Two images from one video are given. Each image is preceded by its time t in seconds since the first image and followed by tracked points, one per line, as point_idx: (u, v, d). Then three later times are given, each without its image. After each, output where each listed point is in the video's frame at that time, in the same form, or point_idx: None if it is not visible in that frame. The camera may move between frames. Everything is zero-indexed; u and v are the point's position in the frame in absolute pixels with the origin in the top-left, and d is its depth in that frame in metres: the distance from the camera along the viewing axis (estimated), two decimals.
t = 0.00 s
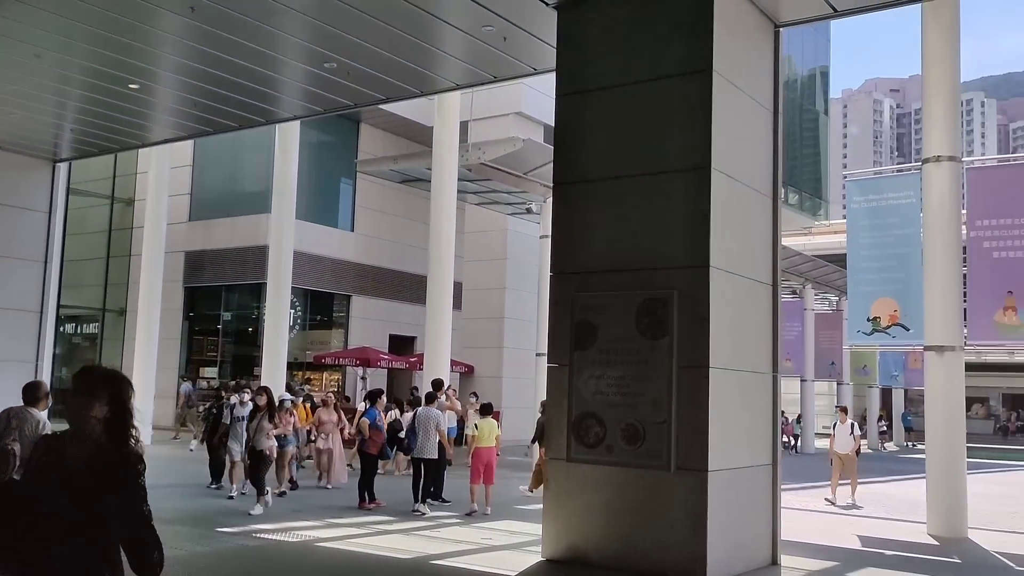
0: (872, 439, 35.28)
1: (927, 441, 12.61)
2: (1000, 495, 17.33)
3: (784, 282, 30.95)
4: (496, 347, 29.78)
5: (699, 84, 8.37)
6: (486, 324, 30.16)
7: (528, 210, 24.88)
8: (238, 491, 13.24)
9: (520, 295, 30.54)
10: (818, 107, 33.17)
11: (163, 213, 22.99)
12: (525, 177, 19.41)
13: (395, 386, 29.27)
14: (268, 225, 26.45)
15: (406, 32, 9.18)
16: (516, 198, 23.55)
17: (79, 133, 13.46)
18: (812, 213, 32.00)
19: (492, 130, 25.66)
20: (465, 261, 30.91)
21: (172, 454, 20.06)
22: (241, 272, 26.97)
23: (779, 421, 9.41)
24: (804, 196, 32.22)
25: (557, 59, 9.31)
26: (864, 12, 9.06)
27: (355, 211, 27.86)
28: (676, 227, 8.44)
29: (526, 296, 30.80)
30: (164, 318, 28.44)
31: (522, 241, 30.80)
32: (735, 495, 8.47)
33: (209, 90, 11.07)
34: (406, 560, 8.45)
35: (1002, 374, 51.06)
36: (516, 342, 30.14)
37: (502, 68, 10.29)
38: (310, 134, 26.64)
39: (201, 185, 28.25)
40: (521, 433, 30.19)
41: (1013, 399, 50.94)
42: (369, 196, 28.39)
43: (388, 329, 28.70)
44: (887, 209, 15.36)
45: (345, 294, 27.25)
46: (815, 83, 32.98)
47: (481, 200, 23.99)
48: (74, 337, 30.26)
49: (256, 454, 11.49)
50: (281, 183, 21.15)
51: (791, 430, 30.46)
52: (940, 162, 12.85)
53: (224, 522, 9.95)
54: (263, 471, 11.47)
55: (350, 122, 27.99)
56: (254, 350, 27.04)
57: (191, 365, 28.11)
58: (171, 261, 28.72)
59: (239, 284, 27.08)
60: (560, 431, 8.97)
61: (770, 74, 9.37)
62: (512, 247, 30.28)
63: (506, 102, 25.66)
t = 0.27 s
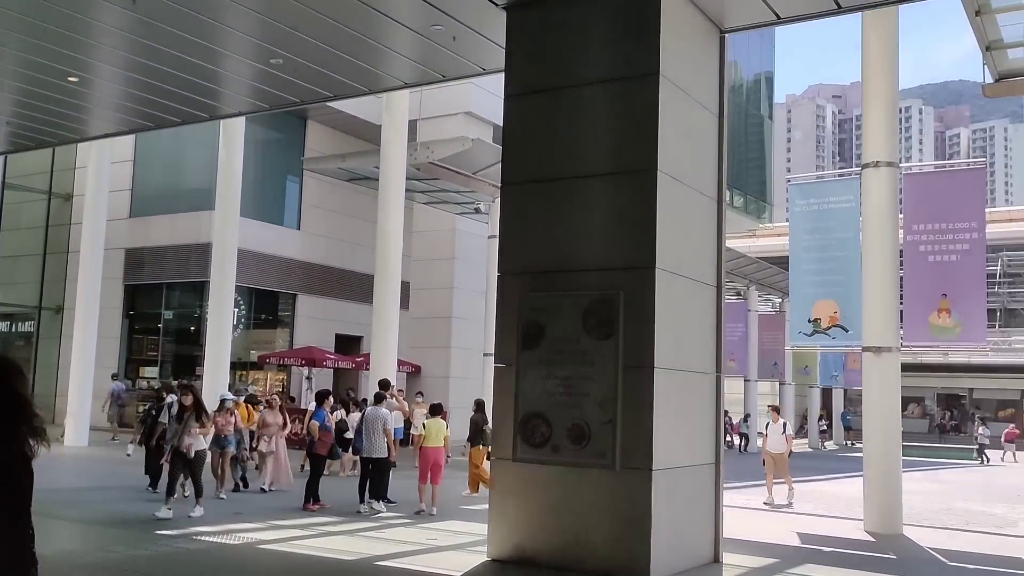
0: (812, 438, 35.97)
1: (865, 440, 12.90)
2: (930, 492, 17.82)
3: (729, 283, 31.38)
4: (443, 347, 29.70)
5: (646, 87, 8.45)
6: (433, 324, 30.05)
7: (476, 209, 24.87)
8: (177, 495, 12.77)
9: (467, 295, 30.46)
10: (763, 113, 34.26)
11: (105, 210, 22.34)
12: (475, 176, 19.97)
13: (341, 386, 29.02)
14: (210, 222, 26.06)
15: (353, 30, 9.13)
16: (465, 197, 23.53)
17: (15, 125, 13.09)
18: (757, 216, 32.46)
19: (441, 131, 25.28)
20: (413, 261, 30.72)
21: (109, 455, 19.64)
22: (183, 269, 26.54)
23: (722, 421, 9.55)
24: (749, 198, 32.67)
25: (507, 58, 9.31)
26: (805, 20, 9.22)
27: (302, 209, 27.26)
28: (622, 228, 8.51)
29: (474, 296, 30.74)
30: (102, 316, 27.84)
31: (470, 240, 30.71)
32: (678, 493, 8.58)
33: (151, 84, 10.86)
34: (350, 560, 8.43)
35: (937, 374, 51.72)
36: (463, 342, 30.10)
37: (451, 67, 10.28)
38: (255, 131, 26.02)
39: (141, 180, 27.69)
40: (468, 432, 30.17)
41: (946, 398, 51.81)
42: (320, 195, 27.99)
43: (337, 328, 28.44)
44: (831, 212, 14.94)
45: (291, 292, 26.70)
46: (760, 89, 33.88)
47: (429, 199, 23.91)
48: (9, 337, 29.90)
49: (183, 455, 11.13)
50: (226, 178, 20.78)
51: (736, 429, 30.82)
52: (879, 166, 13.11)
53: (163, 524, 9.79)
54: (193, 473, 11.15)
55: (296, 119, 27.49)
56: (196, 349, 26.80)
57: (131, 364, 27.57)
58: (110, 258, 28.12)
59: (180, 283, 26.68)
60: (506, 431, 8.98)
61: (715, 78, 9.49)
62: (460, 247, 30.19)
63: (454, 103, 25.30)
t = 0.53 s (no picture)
0: (747, 436, 36.64)
1: (798, 437, 13.20)
2: (855, 488, 18.32)
3: (667, 283, 31.80)
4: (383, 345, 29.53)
5: (586, 88, 8.52)
6: (373, 322, 29.82)
7: (417, 207, 24.74)
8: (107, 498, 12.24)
9: (408, 293, 30.33)
10: (702, 115, 35.01)
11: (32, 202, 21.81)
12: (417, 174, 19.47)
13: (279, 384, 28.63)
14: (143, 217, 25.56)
15: (292, 24, 9.04)
16: (406, 195, 23.39)
17: None
18: (695, 217, 32.99)
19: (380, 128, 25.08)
20: (353, 258, 30.45)
21: (34, 455, 19.04)
22: (116, 265, 25.93)
23: (659, 419, 9.68)
24: (688, 200, 33.16)
25: (448, 56, 9.30)
26: (741, 26, 9.42)
27: (239, 205, 26.43)
28: (562, 228, 8.56)
29: (414, 294, 30.62)
30: (29, 313, 27.04)
31: (411, 239, 30.56)
32: (616, 491, 8.67)
33: (82, 75, 10.60)
34: (285, 560, 8.36)
35: (867, 373, 50.84)
36: (403, 340, 29.98)
37: (391, 64, 10.24)
38: (193, 124, 25.14)
39: (71, 174, 26.95)
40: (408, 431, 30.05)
41: (876, 396, 50.84)
42: (263, 192, 27.45)
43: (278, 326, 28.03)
44: (769, 214, 15.01)
45: (228, 290, 26.02)
46: (699, 93, 34.55)
47: (369, 196, 23.71)
48: None
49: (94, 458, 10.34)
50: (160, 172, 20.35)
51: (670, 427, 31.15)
52: (812, 170, 13.46)
53: (91, 527, 9.55)
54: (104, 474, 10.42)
55: (235, 114, 26.68)
56: (128, 347, 26.24)
57: (60, 363, 26.88)
58: (37, 253, 27.33)
59: (112, 279, 26.09)
60: (445, 429, 8.97)
61: (654, 81, 9.62)
62: (401, 245, 30.03)
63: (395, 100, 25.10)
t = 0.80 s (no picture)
0: (692, 432, 37.11)
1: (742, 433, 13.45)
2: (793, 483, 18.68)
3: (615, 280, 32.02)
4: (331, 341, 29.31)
5: (535, 86, 8.54)
6: (321, 319, 29.57)
7: (365, 203, 24.58)
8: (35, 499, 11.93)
9: (357, 289, 30.14)
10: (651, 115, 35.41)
11: None
12: (364, 169, 19.41)
13: (225, 381, 28.21)
14: (83, 210, 25.06)
15: (240, 17, 8.94)
16: (355, 190, 23.18)
17: None
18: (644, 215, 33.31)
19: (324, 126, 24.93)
20: (301, 254, 30.14)
21: None
22: (56, 259, 25.32)
23: (606, 417, 9.75)
24: (636, 198, 33.49)
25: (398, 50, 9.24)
26: (689, 27, 9.52)
27: (183, 199, 25.87)
28: (511, 225, 8.56)
29: (363, 291, 30.44)
30: None
31: (360, 235, 30.33)
32: (563, 488, 8.71)
33: (21, 64, 10.33)
34: (229, 559, 8.26)
35: (811, 369, 51.13)
36: (351, 337, 29.79)
37: (341, 59, 10.17)
38: (133, 116, 24.61)
39: (8, 165, 26.16)
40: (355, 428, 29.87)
41: (818, 393, 51.99)
42: (213, 187, 27.00)
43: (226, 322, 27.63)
44: (713, 213, 15.37)
45: (172, 286, 25.43)
46: (649, 92, 34.90)
47: (317, 190, 23.45)
48: None
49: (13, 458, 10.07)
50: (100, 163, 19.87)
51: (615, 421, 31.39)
52: (757, 170, 13.66)
53: (27, 527, 9.33)
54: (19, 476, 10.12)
55: (179, 106, 26.12)
56: (68, 344, 25.56)
57: None
58: None
59: (51, 273, 25.45)
60: (393, 426, 8.92)
61: (604, 81, 9.68)
62: (349, 241, 29.78)
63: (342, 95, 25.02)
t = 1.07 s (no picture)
0: (634, 427, 37.47)
1: (683, 429, 13.65)
2: (728, 476, 19.01)
3: (560, 277, 32.17)
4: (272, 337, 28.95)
5: (479, 82, 8.54)
6: (263, 314, 29.16)
7: (309, 196, 24.32)
8: None
9: (299, 285, 29.81)
10: (596, 113, 35.76)
11: None
12: (310, 163, 19.52)
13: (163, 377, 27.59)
14: (15, 202, 24.32)
15: (181, 6, 8.81)
16: (297, 183, 22.88)
17: None
18: (589, 212, 33.59)
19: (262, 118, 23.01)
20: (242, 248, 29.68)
21: None
22: None
23: (550, 412, 9.81)
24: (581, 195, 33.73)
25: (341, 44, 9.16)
26: (634, 26, 9.62)
27: (120, 190, 25.15)
28: (456, 221, 8.55)
29: (305, 286, 30.13)
30: None
31: (302, 228, 30.01)
32: (507, 483, 8.73)
33: None
34: (166, 559, 8.09)
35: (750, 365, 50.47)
36: (293, 332, 29.46)
37: (283, 51, 10.06)
38: (66, 105, 23.90)
39: None
40: (298, 424, 29.56)
41: (757, 388, 50.61)
42: (156, 179, 26.42)
43: (169, 317, 27.08)
44: (656, 210, 15.46)
45: (107, 279, 24.71)
46: (594, 90, 35.25)
47: (258, 183, 23.08)
48: None
49: None
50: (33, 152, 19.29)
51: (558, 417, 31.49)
52: (700, 169, 13.85)
53: None
54: None
55: (115, 94, 25.37)
56: None
57: None
58: None
59: None
60: (335, 423, 8.86)
61: (549, 78, 9.72)
62: (292, 235, 29.42)
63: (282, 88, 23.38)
